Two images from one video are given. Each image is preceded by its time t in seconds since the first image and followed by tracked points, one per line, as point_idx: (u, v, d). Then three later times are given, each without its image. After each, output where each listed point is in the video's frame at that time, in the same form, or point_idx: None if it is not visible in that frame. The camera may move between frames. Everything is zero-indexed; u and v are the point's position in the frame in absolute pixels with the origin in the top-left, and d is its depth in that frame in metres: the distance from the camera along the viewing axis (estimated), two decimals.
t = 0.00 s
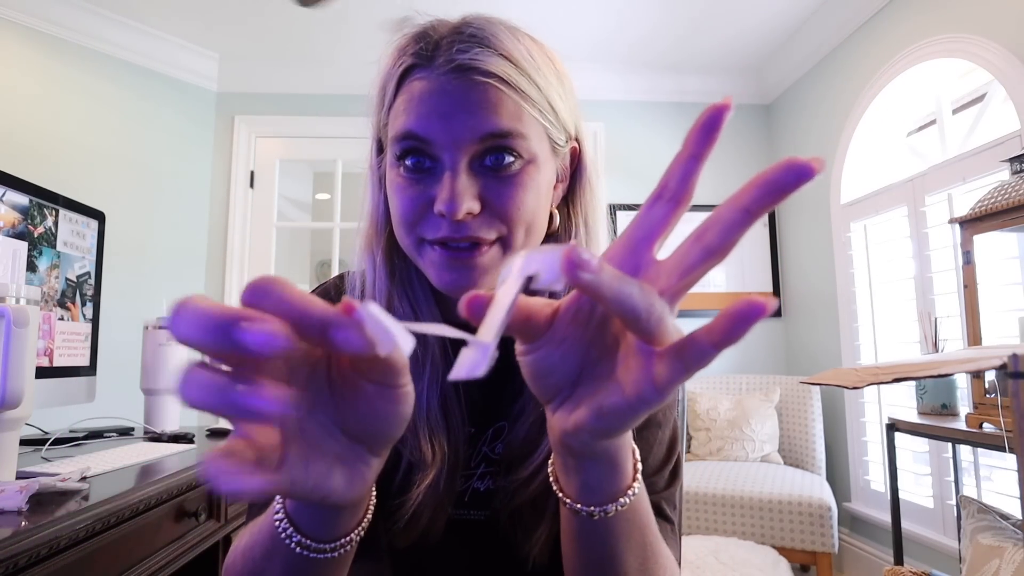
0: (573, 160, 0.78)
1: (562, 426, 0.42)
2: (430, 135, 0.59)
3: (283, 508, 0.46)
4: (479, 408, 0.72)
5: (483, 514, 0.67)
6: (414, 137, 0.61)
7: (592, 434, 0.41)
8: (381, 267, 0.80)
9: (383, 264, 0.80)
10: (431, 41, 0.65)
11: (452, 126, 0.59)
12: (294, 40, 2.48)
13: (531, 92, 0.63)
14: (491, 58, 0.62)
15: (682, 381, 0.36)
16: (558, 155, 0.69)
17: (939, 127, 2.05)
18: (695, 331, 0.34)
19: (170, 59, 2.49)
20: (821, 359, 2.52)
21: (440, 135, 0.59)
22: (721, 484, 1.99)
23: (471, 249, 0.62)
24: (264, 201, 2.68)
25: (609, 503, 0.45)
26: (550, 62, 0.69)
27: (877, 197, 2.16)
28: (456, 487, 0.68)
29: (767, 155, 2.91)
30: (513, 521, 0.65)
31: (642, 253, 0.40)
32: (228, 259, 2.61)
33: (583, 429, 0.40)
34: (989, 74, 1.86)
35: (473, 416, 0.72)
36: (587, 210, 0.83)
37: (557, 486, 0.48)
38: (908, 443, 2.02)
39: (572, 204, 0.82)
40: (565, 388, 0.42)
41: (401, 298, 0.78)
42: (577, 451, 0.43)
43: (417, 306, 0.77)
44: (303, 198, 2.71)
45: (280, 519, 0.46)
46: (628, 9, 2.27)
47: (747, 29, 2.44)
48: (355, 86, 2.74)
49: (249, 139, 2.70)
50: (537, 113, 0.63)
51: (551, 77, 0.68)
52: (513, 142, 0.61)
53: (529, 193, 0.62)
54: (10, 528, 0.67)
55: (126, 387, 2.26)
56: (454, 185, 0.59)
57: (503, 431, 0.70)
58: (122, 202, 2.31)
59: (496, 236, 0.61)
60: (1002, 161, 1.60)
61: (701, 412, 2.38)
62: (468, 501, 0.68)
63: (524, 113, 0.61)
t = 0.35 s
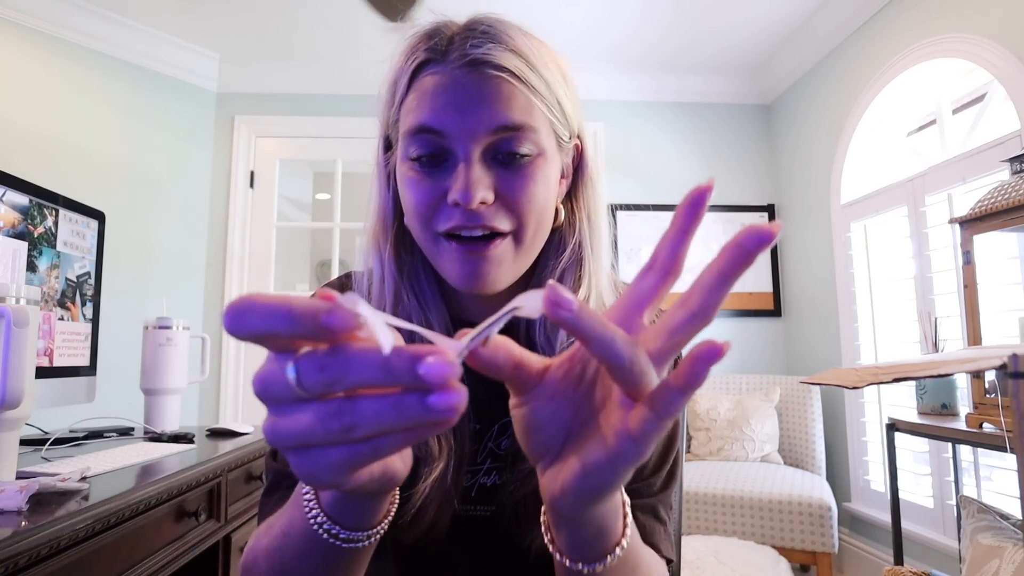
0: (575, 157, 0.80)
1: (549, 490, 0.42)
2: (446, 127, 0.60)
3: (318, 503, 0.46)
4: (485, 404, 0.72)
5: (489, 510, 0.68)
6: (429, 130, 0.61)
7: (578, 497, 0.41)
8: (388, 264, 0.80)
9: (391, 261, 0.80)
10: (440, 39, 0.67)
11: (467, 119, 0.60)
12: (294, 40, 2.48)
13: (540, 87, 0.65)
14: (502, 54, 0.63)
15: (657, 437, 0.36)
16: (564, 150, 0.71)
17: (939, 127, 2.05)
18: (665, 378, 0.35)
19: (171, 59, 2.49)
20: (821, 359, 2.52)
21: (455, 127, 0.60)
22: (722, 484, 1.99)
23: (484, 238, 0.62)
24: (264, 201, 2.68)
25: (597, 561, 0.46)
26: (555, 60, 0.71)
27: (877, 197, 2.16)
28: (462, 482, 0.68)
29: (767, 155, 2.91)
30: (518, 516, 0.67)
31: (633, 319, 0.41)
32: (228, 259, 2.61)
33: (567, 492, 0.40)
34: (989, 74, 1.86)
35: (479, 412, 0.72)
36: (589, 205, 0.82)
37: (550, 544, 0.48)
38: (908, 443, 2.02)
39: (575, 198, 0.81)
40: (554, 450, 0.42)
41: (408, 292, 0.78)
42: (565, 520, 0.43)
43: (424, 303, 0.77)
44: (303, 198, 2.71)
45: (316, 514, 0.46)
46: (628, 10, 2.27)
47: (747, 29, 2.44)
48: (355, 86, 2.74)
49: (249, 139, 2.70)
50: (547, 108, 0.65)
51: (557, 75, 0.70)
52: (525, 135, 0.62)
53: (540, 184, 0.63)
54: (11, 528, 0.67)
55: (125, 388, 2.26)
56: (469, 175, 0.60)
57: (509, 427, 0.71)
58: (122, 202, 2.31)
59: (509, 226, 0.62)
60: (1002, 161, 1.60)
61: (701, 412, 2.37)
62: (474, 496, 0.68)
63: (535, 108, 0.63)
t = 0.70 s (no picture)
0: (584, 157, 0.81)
1: (549, 542, 0.41)
2: (468, 122, 0.62)
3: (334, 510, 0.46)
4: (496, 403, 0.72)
5: (500, 508, 0.68)
6: (450, 125, 0.63)
7: (579, 543, 0.40)
8: (405, 260, 0.81)
9: (408, 258, 0.81)
10: (457, 41, 0.69)
11: (489, 114, 0.62)
12: (295, 41, 2.48)
13: (555, 86, 0.68)
14: (518, 54, 0.67)
15: (658, 447, 0.38)
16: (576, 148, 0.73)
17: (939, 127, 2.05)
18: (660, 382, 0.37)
19: (171, 59, 2.49)
20: (821, 359, 2.52)
21: (476, 123, 0.62)
22: (722, 484, 1.99)
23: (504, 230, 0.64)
24: (264, 201, 2.68)
25: None
26: (566, 63, 0.73)
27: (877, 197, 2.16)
28: (473, 479, 0.69)
29: (767, 155, 2.91)
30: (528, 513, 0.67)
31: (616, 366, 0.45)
32: (228, 259, 2.61)
33: (570, 537, 0.40)
34: (989, 74, 1.85)
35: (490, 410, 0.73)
36: (598, 202, 0.83)
37: None
38: (908, 443, 2.02)
39: (584, 196, 0.82)
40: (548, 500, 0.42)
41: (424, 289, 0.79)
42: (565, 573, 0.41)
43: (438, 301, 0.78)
44: (303, 198, 2.71)
45: (332, 520, 0.46)
46: (628, 10, 2.27)
47: (746, 29, 2.44)
48: (355, 87, 2.75)
49: (249, 139, 2.70)
50: (561, 105, 0.68)
51: (568, 76, 0.73)
52: (543, 129, 0.64)
53: (557, 177, 0.65)
54: (11, 528, 0.67)
55: (125, 388, 2.26)
56: (490, 167, 0.62)
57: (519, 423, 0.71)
58: (122, 202, 2.31)
59: (528, 217, 0.64)
60: (1002, 161, 1.61)
61: (701, 412, 2.37)
62: (485, 494, 0.69)
63: (551, 104, 0.65)
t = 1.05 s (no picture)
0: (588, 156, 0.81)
1: (552, 536, 0.42)
2: (472, 123, 0.62)
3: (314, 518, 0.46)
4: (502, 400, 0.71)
5: (506, 506, 0.67)
6: (455, 127, 0.63)
7: (581, 539, 0.40)
8: (410, 263, 0.81)
9: (412, 260, 0.81)
10: (461, 44, 0.69)
11: (492, 114, 0.62)
12: (295, 41, 2.48)
13: (558, 87, 0.68)
14: (521, 55, 0.66)
15: (655, 444, 0.38)
16: (579, 148, 0.73)
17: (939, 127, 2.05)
18: (654, 382, 0.37)
19: (171, 59, 2.49)
20: (821, 359, 2.52)
21: (481, 124, 0.62)
22: (722, 484, 1.99)
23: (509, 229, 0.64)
24: (264, 201, 2.68)
25: None
26: (568, 64, 0.73)
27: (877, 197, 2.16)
28: (477, 477, 0.68)
29: (767, 155, 2.91)
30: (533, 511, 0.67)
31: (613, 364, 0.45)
32: (228, 259, 2.61)
33: (573, 532, 0.40)
34: (989, 74, 1.85)
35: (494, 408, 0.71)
36: (601, 202, 0.83)
37: None
38: (908, 443, 2.02)
39: (586, 194, 0.82)
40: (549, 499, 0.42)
41: (428, 289, 0.78)
42: (566, 567, 0.42)
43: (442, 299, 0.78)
44: (303, 198, 2.71)
45: (313, 529, 0.46)
46: (628, 10, 2.27)
47: (746, 29, 2.44)
48: (355, 87, 2.75)
49: (249, 139, 2.70)
50: (565, 106, 0.68)
51: (572, 77, 0.73)
52: (547, 129, 0.64)
53: (561, 176, 0.65)
54: (11, 528, 0.67)
55: (125, 388, 2.26)
56: (495, 167, 0.62)
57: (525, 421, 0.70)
58: (122, 202, 2.31)
59: (533, 216, 0.64)
60: (1002, 161, 1.61)
61: (701, 412, 2.37)
62: (490, 491, 0.68)
63: (555, 104, 0.65)
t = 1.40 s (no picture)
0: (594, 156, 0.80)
1: (585, 446, 0.50)
2: (475, 122, 0.64)
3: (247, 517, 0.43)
4: (506, 397, 0.74)
5: (510, 500, 0.70)
6: (459, 126, 0.65)
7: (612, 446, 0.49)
8: (418, 258, 0.79)
9: (420, 256, 0.79)
10: (468, 43, 0.70)
11: (495, 114, 0.63)
12: (295, 40, 2.48)
13: (563, 86, 0.68)
14: (526, 54, 0.67)
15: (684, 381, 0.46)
16: (585, 147, 0.73)
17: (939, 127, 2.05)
18: (693, 332, 0.44)
19: (171, 59, 2.49)
20: (821, 359, 2.52)
21: (485, 123, 0.64)
22: (722, 484, 1.99)
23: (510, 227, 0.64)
24: (264, 201, 2.68)
25: (600, 516, 0.54)
26: (576, 64, 0.73)
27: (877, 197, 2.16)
28: (483, 471, 0.71)
29: (768, 154, 2.91)
30: (538, 506, 0.70)
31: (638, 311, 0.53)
32: (228, 259, 2.60)
33: (602, 442, 0.49)
34: (989, 74, 1.85)
35: (499, 406, 0.74)
36: (607, 202, 0.83)
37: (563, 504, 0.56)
38: (908, 443, 2.02)
39: (592, 194, 0.82)
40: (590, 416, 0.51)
41: (436, 283, 0.78)
42: (588, 471, 0.51)
43: (450, 293, 0.77)
44: (303, 198, 2.71)
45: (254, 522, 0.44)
46: (627, 10, 2.27)
47: (747, 29, 2.44)
48: (355, 86, 2.74)
49: (249, 139, 2.70)
50: (570, 105, 0.68)
51: (578, 75, 0.73)
52: (549, 129, 0.65)
53: (564, 174, 0.65)
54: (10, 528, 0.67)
55: (125, 388, 2.26)
56: (497, 166, 0.63)
57: (528, 416, 0.73)
58: (121, 202, 2.31)
59: (534, 215, 0.64)
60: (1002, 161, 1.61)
61: (701, 412, 2.37)
62: (496, 486, 0.71)
63: (559, 104, 0.66)
